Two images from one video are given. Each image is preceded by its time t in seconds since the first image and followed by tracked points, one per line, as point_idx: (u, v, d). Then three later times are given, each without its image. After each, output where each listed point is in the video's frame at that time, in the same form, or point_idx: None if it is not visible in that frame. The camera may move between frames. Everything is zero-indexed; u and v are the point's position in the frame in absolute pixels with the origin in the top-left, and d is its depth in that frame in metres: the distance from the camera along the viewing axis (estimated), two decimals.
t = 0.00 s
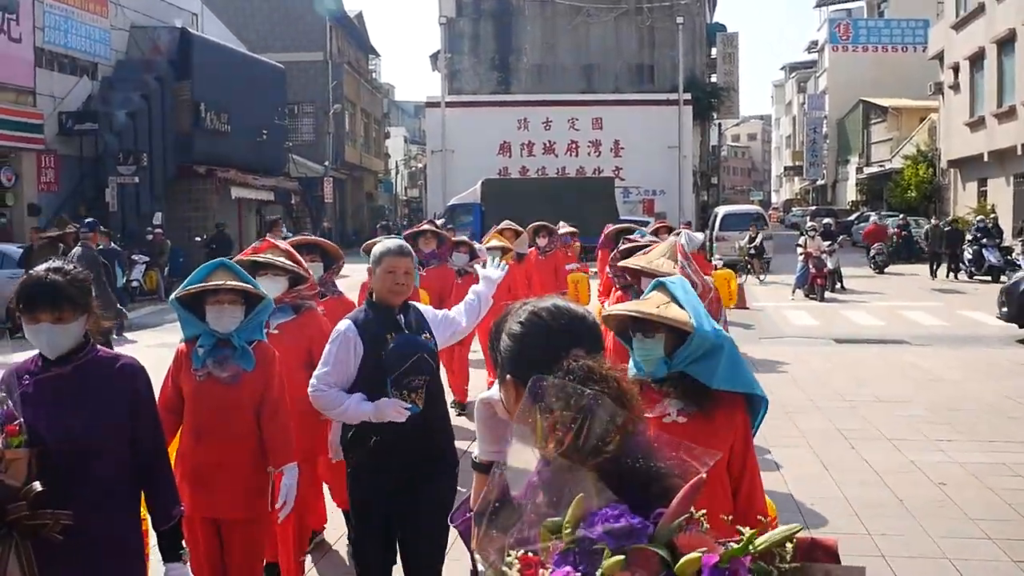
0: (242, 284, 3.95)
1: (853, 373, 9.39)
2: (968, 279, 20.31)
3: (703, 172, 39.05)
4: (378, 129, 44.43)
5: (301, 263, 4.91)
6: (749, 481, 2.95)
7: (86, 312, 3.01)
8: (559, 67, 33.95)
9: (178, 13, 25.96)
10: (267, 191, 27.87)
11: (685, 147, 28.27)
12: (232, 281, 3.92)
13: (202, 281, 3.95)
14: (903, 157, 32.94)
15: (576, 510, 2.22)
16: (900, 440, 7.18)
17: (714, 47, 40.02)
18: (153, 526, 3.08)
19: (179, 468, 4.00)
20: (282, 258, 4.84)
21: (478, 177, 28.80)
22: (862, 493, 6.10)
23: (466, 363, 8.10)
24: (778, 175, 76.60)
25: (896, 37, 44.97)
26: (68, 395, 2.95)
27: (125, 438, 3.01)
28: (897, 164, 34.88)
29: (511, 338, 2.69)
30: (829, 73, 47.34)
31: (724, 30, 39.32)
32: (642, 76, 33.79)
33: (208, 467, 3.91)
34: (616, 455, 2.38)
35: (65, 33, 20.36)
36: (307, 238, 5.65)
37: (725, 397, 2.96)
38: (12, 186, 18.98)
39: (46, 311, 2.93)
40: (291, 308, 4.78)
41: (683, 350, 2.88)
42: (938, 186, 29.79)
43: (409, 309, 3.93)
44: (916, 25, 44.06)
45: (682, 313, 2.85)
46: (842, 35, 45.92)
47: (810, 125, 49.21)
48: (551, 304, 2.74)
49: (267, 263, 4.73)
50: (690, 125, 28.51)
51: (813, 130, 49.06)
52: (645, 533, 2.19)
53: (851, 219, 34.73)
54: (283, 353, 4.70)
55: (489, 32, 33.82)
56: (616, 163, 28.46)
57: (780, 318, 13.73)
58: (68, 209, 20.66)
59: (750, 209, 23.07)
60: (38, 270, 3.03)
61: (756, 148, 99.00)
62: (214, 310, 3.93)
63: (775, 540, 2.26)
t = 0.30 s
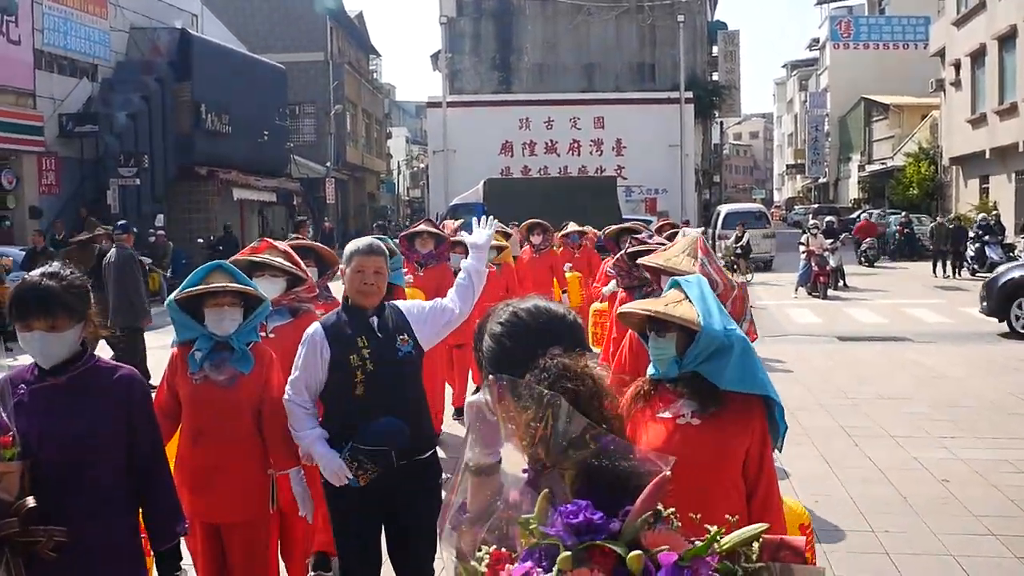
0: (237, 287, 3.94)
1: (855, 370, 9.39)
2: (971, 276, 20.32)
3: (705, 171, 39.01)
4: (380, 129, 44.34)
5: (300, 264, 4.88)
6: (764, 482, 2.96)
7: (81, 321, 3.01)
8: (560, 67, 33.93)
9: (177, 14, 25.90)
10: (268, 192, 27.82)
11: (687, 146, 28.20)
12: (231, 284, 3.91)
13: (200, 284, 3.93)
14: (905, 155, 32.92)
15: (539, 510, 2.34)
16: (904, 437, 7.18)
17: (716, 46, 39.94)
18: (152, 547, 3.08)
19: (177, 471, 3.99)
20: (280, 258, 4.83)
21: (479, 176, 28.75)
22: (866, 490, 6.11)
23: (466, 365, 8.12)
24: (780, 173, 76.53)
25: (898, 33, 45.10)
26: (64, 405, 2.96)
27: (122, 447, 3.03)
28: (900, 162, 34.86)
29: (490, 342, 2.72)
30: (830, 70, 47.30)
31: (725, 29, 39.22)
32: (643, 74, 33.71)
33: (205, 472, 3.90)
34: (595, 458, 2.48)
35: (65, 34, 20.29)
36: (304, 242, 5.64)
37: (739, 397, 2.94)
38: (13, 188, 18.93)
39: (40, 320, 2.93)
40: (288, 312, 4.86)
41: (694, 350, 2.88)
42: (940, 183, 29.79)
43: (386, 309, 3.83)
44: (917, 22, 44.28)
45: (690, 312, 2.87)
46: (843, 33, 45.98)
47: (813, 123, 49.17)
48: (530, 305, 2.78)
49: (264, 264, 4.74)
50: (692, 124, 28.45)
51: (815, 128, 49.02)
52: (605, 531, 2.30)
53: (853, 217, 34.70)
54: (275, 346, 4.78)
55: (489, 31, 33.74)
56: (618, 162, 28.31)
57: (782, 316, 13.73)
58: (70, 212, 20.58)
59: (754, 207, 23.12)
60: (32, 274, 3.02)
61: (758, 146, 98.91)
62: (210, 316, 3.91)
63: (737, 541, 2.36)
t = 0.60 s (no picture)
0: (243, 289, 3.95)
1: (861, 368, 9.43)
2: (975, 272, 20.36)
3: (711, 170, 39.17)
4: (385, 130, 44.44)
5: (292, 265, 4.76)
6: (762, 477, 2.96)
7: (60, 325, 3.00)
8: (566, 67, 34.02)
9: (181, 15, 25.98)
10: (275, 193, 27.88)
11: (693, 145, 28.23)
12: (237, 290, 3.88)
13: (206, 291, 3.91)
14: (910, 152, 33.05)
15: (541, 509, 2.32)
16: (909, 434, 7.20)
17: (720, 45, 40.09)
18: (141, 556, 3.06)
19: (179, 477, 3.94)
20: (271, 260, 4.68)
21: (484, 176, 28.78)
22: (872, 487, 6.12)
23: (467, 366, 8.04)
24: (786, 170, 76.65)
25: (902, 30, 45.88)
26: (46, 412, 2.96)
27: (106, 454, 3.01)
28: (905, 159, 34.94)
29: (485, 345, 2.66)
30: (834, 67, 47.39)
31: (730, 28, 39.33)
32: (649, 73, 33.69)
33: (209, 477, 3.86)
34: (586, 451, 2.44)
35: (70, 36, 20.30)
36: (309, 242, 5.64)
37: (735, 394, 2.94)
38: (19, 192, 18.97)
39: (14, 327, 2.92)
40: (281, 314, 4.80)
41: (691, 346, 2.89)
42: (945, 179, 29.92)
43: (372, 310, 3.71)
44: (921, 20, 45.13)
45: (684, 309, 2.89)
46: (847, 31, 46.67)
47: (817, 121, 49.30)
48: (523, 308, 2.73)
49: (257, 265, 4.53)
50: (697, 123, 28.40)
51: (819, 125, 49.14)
52: (607, 523, 2.27)
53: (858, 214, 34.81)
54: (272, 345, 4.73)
55: (494, 31, 33.78)
56: (624, 161, 28.39)
57: (788, 314, 13.78)
58: (74, 215, 20.63)
59: (759, 205, 23.09)
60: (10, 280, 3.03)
61: (762, 143, 99.15)
62: (223, 321, 3.91)
63: (737, 529, 2.36)
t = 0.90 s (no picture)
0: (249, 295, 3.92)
1: (882, 365, 9.37)
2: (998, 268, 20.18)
3: (732, 167, 39.09)
4: (404, 131, 44.57)
5: (313, 265, 4.63)
6: (770, 473, 2.93)
7: (50, 327, 2.94)
8: (585, 66, 33.89)
9: (202, 19, 26.17)
10: (294, 195, 28.03)
11: (713, 142, 28.28)
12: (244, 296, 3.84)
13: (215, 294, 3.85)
14: (932, 147, 32.84)
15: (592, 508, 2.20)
16: (932, 432, 7.14)
17: (740, 42, 39.99)
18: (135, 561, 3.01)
19: (180, 484, 3.83)
20: (292, 262, 4.59)
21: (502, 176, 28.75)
22: (895, 485, 6.08)
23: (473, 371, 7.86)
24: (806, 168, 76.29)
25: (923, 25, 45.50)
26: (38, 416, 2.90)
27: (99, 458, 2.95)
28: (927, 155, 34.71)
29: (514, 339, 2.65)
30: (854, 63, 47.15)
31: (749, 25, 39.22)
32: (667, 71, 33.71)
33: (214, 484, 3.76)
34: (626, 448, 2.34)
35: (90, 41, 20.49)
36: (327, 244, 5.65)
37: (745, 392, 2.93)
38: (41, 196, 19.13)
39: (4, 329, 2.86)
40: (305, 313, 4.56)
41: (706, 343, 2.85)
42: (968, 174, 29.71)
43: (396, 314, 3.69)
44: (941, 14, 44.68)
45: (699, 306, 2.87)
46: (867, 26, 46.51)
47: (837, 116, 49.17)
48: (557, 307, 2.70)
49: (280, 266, 4.53)
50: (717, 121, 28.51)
51: (839, 121, 49.03)
52: (662, 525, 2.16)
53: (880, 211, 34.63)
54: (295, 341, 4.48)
55: (512, 31, 33.69)
56: (643, 160, 28.36)
57: (809, 311, 13.72)
58: (97, 218, 20.82)
59: (780, 202, 23.06)
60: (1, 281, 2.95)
61: (784, 140, 98.71)
62: (235, 324, 3.84)
63: (789, 524, 2.24)
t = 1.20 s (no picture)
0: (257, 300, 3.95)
1: (910, 367, 9.27)
2: None
3: (755, 167, 38.93)
4: (426, 132, 44.64)
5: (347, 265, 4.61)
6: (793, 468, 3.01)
7: (69, 325, 2.94)
8: (606, 66, 33.87)
9: (224, 22, 26.35)
10: (318, 196, 28.17)
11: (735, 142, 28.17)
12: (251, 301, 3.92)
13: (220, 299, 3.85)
14: (959, 146, 32.50)
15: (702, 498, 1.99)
16: (962, 436, 7.05)
17: (762, 41, 39.79)
18: (152, 558, 3.04)
19: (194, 486, 3.85)
20: (327, 260, 4.57)
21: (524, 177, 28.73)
22: (924, 489, 6.00)
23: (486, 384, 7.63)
24: (830, 168, 75.70)
25: (947, 23, 44.98)
26: (57, 415, 2.90)
27: (116, 458, 2.97)
28: (953, 154, 34.38)
29: (604, 333, 2.27)
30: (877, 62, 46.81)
31: (771, 24, 39.02)
32: (688, 71, 33.61)
33: (229, 486, 3.79)
34: (725, 442, 2.08)
35: (114, 45, 20.69)
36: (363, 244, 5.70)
37: (775, 388, 3.07)
38: (69, 197, 19.36)
39: (23, 325, 2.87)
40: (339, 314, 4.51)
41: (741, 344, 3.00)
42: (995, 173, 29.38)
43: (432, 314, 3.74)
44: (966, 11, 44.20)
45: (738, 308, 3.00)
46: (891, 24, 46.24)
47: (861, 116, 48.83)
48: (644, 302, 2.35)
49: (315, 265, 4.50)
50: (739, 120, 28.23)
51: (863, 120, 48.69)
52: (768, 515, 2.00)
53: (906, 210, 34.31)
54: (329, 342, 4.44)
55: (532, 32, 33.71)
56: (665, 159, 28.29)
57: (835, 313, 13.61)
58: (123, 219, 21.03)
59: (802, 202, 22.91)
60: (19, 280, 2.97)
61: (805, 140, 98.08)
62: (244, 327, 3.90)
63: (878, 515, 2.12)
